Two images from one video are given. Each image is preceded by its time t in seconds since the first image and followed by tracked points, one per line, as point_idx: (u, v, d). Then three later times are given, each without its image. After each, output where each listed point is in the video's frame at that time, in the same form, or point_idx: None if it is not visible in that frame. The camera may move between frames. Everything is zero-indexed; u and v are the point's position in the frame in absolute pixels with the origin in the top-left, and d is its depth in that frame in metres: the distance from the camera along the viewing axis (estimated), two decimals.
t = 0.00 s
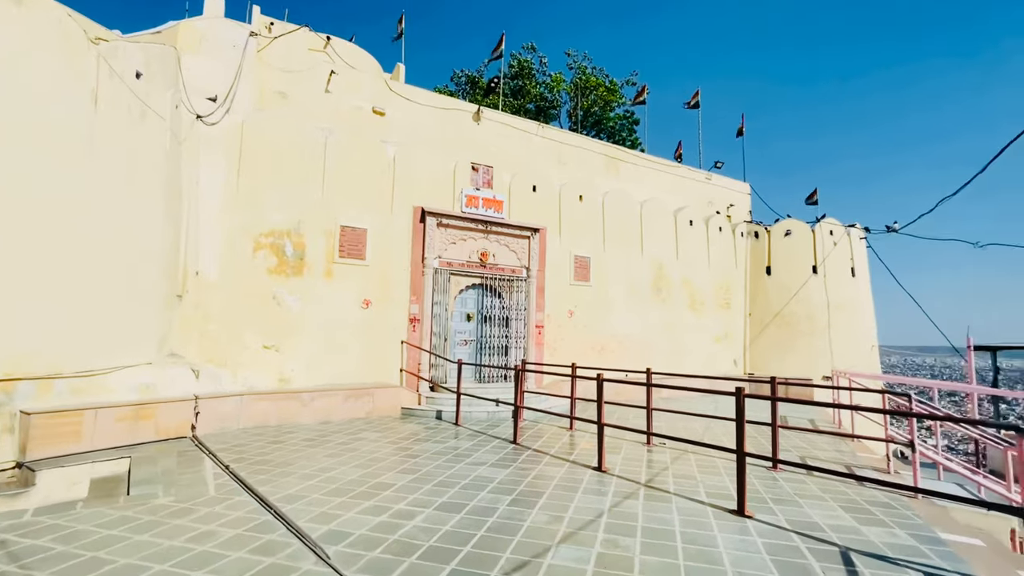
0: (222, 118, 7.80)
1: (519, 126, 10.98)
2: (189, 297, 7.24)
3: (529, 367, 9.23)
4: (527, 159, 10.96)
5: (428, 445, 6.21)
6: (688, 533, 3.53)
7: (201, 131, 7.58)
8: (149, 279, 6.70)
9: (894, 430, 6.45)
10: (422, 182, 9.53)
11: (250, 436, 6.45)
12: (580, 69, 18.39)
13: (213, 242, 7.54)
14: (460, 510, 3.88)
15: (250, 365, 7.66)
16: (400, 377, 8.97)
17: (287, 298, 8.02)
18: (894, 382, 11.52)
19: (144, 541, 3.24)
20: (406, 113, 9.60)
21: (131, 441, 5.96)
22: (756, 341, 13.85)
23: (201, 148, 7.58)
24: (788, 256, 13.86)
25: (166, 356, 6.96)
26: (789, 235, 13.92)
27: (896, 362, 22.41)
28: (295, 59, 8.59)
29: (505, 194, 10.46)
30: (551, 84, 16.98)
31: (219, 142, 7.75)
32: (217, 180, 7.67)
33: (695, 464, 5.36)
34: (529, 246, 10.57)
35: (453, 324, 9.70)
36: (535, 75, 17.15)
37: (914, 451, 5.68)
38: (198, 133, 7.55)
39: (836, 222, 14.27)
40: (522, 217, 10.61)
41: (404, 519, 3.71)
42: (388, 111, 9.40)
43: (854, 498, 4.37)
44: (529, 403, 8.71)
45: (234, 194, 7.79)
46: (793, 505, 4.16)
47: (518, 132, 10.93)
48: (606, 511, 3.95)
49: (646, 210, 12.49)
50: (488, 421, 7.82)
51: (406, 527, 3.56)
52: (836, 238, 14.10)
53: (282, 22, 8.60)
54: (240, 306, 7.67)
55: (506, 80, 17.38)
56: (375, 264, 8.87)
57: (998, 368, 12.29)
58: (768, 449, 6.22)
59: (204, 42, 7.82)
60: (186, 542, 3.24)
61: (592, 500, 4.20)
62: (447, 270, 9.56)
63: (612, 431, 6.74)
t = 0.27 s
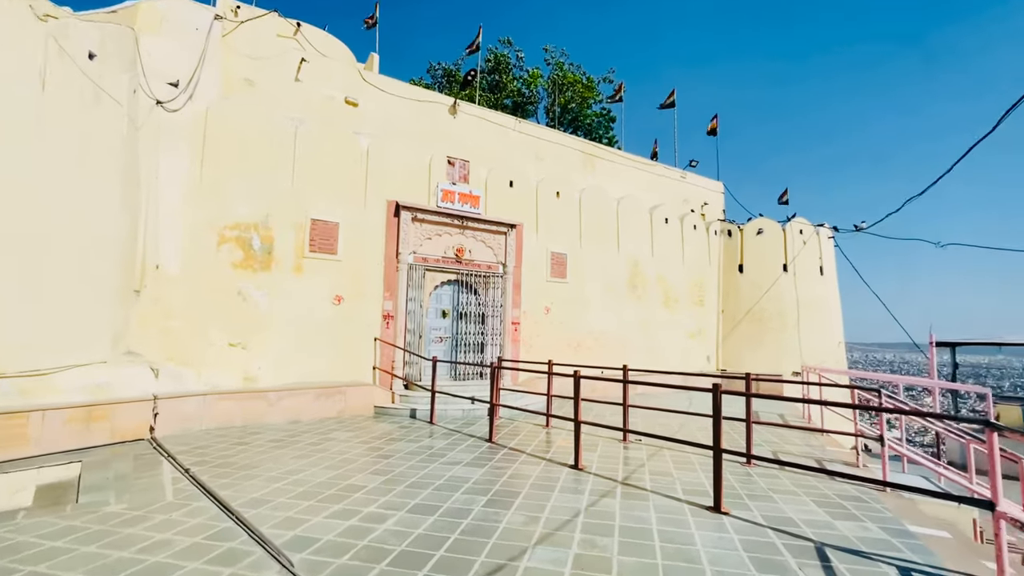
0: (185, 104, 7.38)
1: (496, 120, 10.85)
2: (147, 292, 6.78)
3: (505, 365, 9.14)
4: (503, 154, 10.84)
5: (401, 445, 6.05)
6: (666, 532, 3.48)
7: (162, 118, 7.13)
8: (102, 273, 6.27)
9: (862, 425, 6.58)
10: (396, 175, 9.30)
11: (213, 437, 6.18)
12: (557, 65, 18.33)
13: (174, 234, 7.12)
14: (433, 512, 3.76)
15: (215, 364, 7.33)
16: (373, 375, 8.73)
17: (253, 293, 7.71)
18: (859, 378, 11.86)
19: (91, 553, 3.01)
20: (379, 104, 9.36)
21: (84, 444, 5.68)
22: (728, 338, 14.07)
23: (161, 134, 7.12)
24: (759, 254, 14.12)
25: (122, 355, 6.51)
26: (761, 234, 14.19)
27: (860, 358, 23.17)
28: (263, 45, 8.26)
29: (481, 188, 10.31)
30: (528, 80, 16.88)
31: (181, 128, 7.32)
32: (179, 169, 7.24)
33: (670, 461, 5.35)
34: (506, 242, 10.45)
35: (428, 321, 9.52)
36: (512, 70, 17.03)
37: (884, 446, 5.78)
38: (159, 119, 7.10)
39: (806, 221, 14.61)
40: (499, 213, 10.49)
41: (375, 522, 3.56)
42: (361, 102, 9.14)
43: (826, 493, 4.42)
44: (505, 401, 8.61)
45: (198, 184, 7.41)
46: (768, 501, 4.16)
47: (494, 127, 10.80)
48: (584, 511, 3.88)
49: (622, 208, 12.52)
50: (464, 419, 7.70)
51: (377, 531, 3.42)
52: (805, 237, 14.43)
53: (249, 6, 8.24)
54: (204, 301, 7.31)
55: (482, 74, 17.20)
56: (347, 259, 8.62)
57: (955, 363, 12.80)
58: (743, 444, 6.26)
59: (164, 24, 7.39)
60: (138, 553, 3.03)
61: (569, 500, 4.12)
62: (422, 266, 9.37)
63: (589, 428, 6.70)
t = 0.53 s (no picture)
0: (134, 85, 6.92)
1: (468, 113, 10.67)
2: (92, 285, 6.31)
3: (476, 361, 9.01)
4: (475, 148, 10.67)
5: (366, 445, 5.85)
6: (637, 532, 3.43)
7: (109, 99, 6.65)
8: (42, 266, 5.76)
9: (825, 420, 6.74)
10: (364, 167, 9.01)
11: (164, 440, 5.84)
12: (530, 60, 18.22)
13: (122, 224, 6.67)
14: (398, 516, 3.60)
15: (168, 362, 6.93)
16: (338, 372, 8.45)
17: (210, 287, 7.33)
18: (819, 373, 12.24)
19: (16, 571, 2.74)
20: (347, 93, 9.04)
21: (19, 449, 5.29)
22: (696, 335, 14.29)
23: (108, 117, 6.65)
24: (726, 253, 14.39)
25: (64, 353, 6.03)
26: (728, 232, 14.46)
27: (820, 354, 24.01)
28: (222, 26, 7.82)
29: (452, 182, 10.11)
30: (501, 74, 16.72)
31: (130, 111, 6.87)
32: (127, 154, 6.78)
33: (641, 458, 5.34)
34: (477, 238, 10.30)
35: (397, 317, 9.29)
36: (484, 63, 16.83)
37: (846, 441, 5.93)
38: (105, 100, 6.61)
39: (771, 221, 14.96)
40: (470, 208, 10.31)
41: (335, 529, 3.38)
42: (327, 89, 8.79)
43: (792, 488, 4.47)
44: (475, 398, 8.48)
45: (149, 171, 6.98)
46: (737, 497, 4.18)
47: (466, 120, 10.61)
48: (554, 511, 3.79)
49: (594, 204, 12.54)
50: (432, 417, 7.54)
51: (337, 538, 3.24)
52: (770, 236, 14.79)
53: None
54: (155, 295, 6.90)
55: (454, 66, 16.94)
56: (312, 253, 8.31)
57: (908, 359, 13.35)
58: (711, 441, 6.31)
59: None
60: (71, 569, 2.78)
61: (539, 500, 4.03)
62: (390, 260, 9.12)
63: (559, 426, 6.64)
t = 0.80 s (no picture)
0: (76, 61, 6.44)
1: (437, 104, 10.44)
2: (27, 275, 5.85)
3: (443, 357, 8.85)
4: (444, 140, 10.45)
5: (326, 444, 5.64)
6: (602, 530, 3.37)
7: (47, 75, 6.17)
8: None
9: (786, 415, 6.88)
10: (328, 156, 8.70)
11: (107, 441, 5.48)
12: (502, 53, 18.05)
13: (63, 210, 6.20)
14: (356, 519, 3.44)
15: (113, 358, 6.51)
16: (299, 369, 8.14)
17: (161, 279, 6.93)
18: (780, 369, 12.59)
19: None
20: (311, 78, 8.69)
21: None
22: (663, 331, 14.52)
23: (46, 94, 6.18)
24: (693, 251, 14.62)
25: None
26: (696, 231, 14.69)
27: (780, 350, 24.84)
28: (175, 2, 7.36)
29: (420, 174, 9.88)
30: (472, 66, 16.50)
31: (71, 89, 6.39)
32: (68, 135, 6.31)
33: (607, 454, 5.31)
34: (445, 231, 10.11)
35: (362, 312, 9.03)
36: (455, 55, 16.57)
37: (806, 435, 6.05)
38: (43, 76, 6.14)
39: (737, 220, 15.27)
40: (439, 201, 10.11)
41: (287, 533, 3.20)
42: (290, 74, 8.43)
43: (755, 482, 4.51)
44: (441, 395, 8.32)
45: (93, 154, 6.51)
46: (702, 492, 4.18)
47: (436, 111, 10.38)
48: (519, 510, 3.70)
49: (564, 200, 12.51)
50: (397, 415, 7.36)
51: (289, 544, 3.06)
52: (736, 235, 15.10)
53: None
54: (100, 287, 6.46)
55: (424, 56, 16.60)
56: (272, 244, 7.96)
57: (863, 355, 13.88)
58: (676, 436, 6.35)
59: None
60: None
61: (503, 498, 3.93)
62: (355, 253, 8.85)
63: (527, 422, 6.56)
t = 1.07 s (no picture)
0: (18, 38, 6.03)
1: (410, 96, 10.21)
2: None
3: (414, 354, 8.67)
4: (416, 132, 10.24)
5: (287, 444, 5.42)
6: (568, 531, 3.29)
7: None
8: None
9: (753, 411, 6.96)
10: (295, 146, 8.40)
11: (49, 443, 5.15)
12: (477, 47, 17.86)
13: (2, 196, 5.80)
14: (312, 525, 3.27)
15: (58, 355, 6.13)
16: (262, 366, 7.84)
17: (112, 272, 6.55)
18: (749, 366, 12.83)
19: None
20: (277, 65, 8.36)
21: None
22: (635, 328, 14.69)
23: None
24: (666, 249, 14.76)
25: None
26: (668, 229, 14.84)
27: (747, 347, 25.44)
28: None
29: (392, 167, 9.65)
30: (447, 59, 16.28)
31: (13, 67, 5.99)
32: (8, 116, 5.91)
33: (577, 452, 5.26)
34: (417, 226, 9.91)
35: (329, 308, 8.78)
36: (430, 47, 16.32)
37: (772, 431, 6.12)
38: None
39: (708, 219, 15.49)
40: (410, 195, 9.90)
41: (236, 541, 3.01)
42: (254, 60, 8.09)
43: (722, 480, 4.52)
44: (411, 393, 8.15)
45: (37, 137, 6.11)
46: (669, 490, 4.16)
47: (408, 103, 10.17)
48: (484, 512, 3.60)
49: (538, 197, 12.44)
50: (364, 413, 7.16)
51: (238, 551, 2.88)
52: (707, 234, 15.31)
53: None
54: (44, 279, 6.07)
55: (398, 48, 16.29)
56: (233, 236, 7.64)
57: (827, 352, 14.27)
58: (646, 433, 6.35)
59: None
60: None
61: (469, 499, 3.82)
62: (322, 247, 8.58)
63: (496, 420, 6.47)
